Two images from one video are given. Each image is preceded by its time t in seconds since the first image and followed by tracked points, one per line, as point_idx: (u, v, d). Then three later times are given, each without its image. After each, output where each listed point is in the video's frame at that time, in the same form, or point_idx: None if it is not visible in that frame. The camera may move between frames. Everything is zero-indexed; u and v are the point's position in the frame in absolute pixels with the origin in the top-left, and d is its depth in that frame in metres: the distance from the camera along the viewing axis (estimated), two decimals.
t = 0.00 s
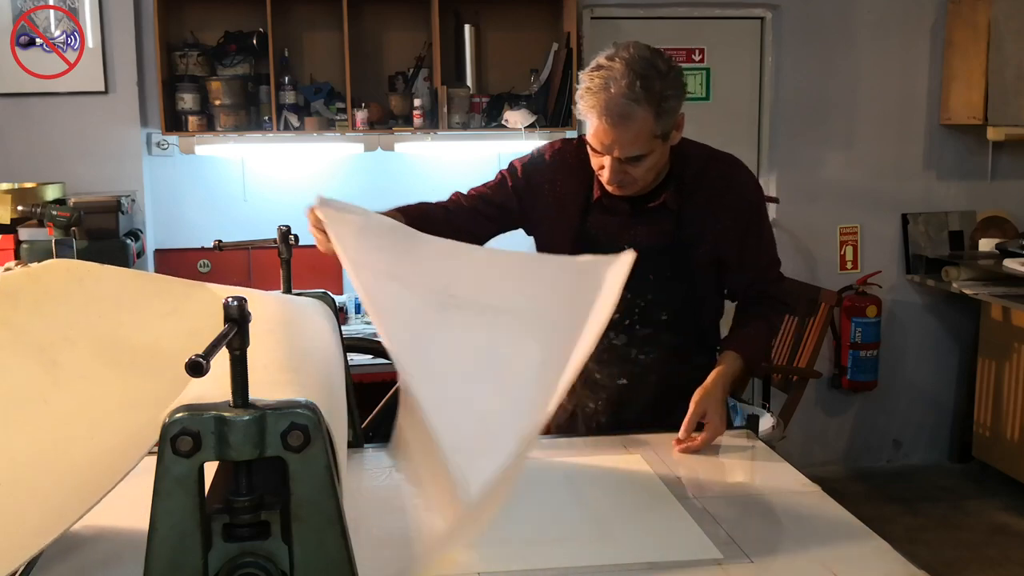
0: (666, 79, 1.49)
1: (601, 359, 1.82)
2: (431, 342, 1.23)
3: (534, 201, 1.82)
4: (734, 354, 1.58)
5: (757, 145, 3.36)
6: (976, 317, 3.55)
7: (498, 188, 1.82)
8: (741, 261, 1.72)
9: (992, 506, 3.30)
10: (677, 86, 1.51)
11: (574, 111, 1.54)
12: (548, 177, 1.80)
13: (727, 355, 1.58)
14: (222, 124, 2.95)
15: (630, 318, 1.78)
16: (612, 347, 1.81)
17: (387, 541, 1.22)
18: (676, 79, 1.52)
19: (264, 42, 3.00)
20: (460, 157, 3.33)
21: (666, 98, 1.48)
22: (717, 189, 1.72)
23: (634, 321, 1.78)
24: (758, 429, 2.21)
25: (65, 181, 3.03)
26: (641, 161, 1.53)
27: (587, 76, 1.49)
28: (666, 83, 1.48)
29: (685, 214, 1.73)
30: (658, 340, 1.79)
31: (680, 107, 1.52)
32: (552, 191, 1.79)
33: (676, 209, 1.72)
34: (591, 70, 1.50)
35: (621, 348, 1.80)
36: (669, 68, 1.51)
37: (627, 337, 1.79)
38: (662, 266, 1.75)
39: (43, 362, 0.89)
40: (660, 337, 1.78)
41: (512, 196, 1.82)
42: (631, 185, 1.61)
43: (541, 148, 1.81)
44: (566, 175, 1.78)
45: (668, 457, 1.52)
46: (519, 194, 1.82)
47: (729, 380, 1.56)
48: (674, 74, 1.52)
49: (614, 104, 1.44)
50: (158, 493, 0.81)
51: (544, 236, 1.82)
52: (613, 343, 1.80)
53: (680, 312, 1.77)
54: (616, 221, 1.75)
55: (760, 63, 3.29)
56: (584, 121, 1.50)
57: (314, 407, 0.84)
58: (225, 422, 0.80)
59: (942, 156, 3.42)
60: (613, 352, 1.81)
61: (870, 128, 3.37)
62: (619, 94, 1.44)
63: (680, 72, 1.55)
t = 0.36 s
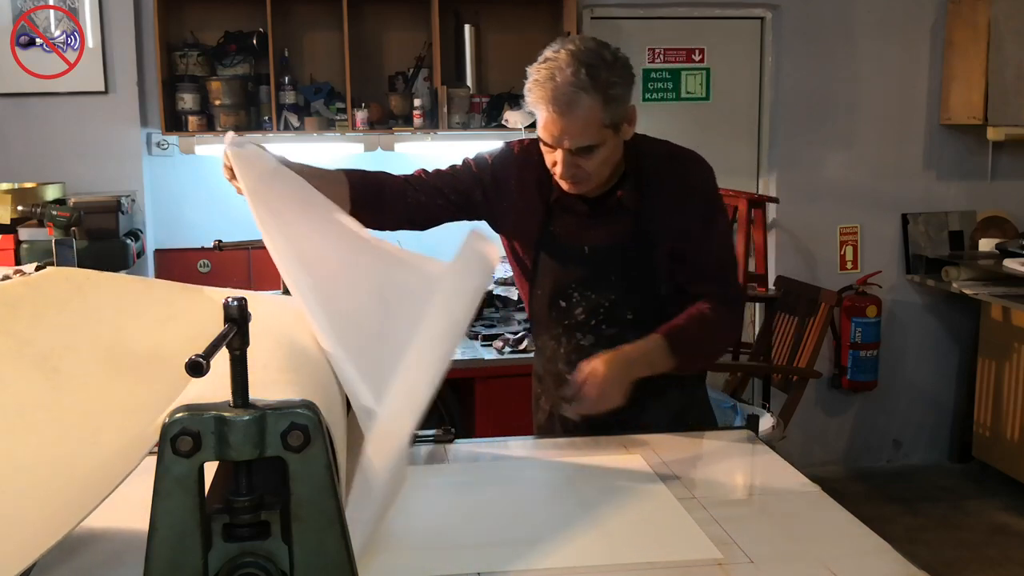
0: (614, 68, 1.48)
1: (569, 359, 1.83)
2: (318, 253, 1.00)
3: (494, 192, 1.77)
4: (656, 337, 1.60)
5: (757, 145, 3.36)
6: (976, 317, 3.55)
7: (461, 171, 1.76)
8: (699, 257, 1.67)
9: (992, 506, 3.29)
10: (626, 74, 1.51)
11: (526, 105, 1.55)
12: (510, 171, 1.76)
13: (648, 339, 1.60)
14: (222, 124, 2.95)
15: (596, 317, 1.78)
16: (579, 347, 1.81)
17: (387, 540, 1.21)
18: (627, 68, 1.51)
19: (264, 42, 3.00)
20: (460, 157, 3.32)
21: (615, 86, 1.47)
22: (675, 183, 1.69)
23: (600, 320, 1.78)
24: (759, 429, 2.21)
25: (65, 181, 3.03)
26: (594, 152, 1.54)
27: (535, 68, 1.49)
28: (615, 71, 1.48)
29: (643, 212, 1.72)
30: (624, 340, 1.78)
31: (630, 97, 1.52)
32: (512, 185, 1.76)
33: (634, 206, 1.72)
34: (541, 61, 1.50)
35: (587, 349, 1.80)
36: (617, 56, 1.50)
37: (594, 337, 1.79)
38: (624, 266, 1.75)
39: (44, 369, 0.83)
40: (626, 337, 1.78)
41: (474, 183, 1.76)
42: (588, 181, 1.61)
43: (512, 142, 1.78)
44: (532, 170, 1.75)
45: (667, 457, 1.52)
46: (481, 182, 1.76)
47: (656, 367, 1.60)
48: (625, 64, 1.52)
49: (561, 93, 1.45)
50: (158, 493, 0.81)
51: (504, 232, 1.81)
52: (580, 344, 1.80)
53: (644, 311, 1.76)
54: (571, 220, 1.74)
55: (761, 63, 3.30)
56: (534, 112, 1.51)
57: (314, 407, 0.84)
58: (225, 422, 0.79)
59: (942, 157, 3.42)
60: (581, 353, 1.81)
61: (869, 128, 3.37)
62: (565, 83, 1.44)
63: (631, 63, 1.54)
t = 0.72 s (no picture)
0: (551, 57, 1.43)
1: (536, 359, 1.85)
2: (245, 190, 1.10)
3: (464, 188, 1.76)
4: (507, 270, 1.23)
5: (757, 145, 3.36)
6: (975, 317, 3.55)
7: (433, 167, 1.76)
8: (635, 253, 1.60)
9: (993, 506, 3.29)
10: (565, 65, 1.46)
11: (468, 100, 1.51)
12: (478, 168, 1.75)
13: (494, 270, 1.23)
14: (222, 124, 2.95)
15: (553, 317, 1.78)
16: (542, 346, 1.82)
17: (385, 539, 1.21)
18: (568, 61, 1.47)
19: (264, 42, 3.00)
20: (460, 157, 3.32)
21: (550, 74, 1.42)
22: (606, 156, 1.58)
23: (558, 321, 1.78)
24: (759, 428, 2.21)
25: (65, 181, 3.03)
26: (535, 144, 1.48)
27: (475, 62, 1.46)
28: (554, 61, 1.44)
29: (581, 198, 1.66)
30: (583, 340, 1.77)
31: (569, 88, 1.47)
32: (480, 182, 1.75)
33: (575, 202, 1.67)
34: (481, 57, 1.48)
35: (550, 348, 1.81)
36: (556, 47, 1.46)
37: (554, 337, 1.79)
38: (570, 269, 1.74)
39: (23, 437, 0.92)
40: (585, 337, 1.77)
41: (445, 180, 1.75)
42: (532, 178, 1.55)
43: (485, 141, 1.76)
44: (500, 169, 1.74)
45: (667, 457, 1.52)
46: (452, 179, 1.75)
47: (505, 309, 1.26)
48: (566, 57, 1.48)
49: (495, 82, 1.41)
50: (158, 493, 0.81)
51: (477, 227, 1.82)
52: (543, 343, 1.81)
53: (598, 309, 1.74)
54: (525, 223, 1.74)
55: (761, 62, 3.30)
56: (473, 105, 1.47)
57: (315, 408, 0.84)
58: (225, 422, 0.80)
59: (942, 157, 3.42)
60: (545, 352, 1.82)
61: (869, 128, 3.37)
62: (499, 73, 1.41)
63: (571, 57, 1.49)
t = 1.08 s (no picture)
0: (529, 60, 1.44)
1: (528, 359, 1.85)
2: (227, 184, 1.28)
3: (457, 189, 1.76)
4: (487, 231, 1.29)
5: (757, 145, 3.36)
6: (975, 317, 3.55)
7: (428, 168, 1.76)
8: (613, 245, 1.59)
9: (993, 506, 3.29)
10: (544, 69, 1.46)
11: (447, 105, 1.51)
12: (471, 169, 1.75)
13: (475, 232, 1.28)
14: (222, 124, 2.95)
15: (539, 319, 1.77)
16: (532, 346, 1.82)
17: (384, 540, 1.21)
18: (546, 66, 1.49)
19: (264, 42, 3.00)
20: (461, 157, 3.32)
21: (529, 77, 1.43)
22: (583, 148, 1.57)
23: (544, 323, 1.77)
24: (759, 429, 2.21)
25: (65, 181, 3.03)
26: (515, 146, 1.47)
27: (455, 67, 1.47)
28: (532, 64, 1.45)
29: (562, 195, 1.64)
30: (571, 340, 1.77)
31: (548, 92, 1.48)
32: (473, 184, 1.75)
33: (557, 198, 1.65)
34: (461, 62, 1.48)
35: (540, 349, 1.80)
36: (535, 52, 1.47)
37: (542, 338, 1.79)
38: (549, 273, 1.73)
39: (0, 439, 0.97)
40: (571, 337, 1.77)
41: (440, 181, 1.75)
42: (511, 183, 1.54)
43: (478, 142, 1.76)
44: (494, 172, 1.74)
45: (667, 457, 1.52)
46: (446, 180, 1.75)
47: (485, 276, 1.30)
48: (545, 62, 1.49)
49: (474, 82, 1.41)
50: (158, 493, 0.81)
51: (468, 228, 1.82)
52: (532, 344, 1.81)
53: (585, 309, 1.74)
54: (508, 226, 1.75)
55: (761, 62, 3.30)
56: (452, 107, 1.47)
57: (315, 408, 0.84)
58: (225, 422, 0.80)
59: (942, 157, 3.42)
60: (535, 353, 1.82)
61: (869, 128, 3.37)
62: (477, 73, 1.42)
63: (551, 63, 1.50)
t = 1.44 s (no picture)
0: (529, 62, 1.45)
1: (529, 359, 1.85)
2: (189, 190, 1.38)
3: (455, 191, 1.76)
4: (478, 242, 1.29)
5: (757, 145, 3.36)
6: (975, 317, 3.56)
7: (424, 171, 1.76)
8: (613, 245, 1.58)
9: (993, 506, 3.29)
10: (543, 72, 1.47)
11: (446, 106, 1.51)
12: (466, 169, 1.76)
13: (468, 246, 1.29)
14: (223, 124, 2.95)
15: (540, 320, 1.77)
16: (533, 346, 1.82)
17: (385, 541, 1.21)
18: (546, 69, 1.49)
19: (264, 42, 3.00)
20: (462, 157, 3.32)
21: (528, 78, 1.44)
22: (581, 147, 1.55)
23: (544, 323, 1.77)
24: (759, 429, 2.21)
25: (65, 181, 3.03)
26: (513, 147, 1.47)
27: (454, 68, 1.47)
28: (533, 66, 1.45)
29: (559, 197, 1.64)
30: (572, 340, 1.77)
31: (547, 94, 1.48)
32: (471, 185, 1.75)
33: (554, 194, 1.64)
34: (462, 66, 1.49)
35: (541, 348, 1.80)
36: (534, 54, 1.47)
37: (543, 338, 1.79)
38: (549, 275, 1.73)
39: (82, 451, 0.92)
40: (572, 338, 1.77)
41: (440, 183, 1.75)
42: (510, 186, 1.54)
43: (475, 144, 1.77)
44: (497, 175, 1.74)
45: (667, 457, 1.52)
46: (444, 182, 1.75)
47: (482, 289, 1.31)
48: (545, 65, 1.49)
49: (474, 83, 1.41)
50: (158, 493, 0.81)
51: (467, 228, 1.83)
52: (533, 344, 1.81)
53: (586, 310, 1.74)
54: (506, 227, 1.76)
55: (761, 62, 3.30)
56: (451, 108, 1.47)
57: (315, 407, 0.84)
58: (225, 422, 0.80)
59: (942, 157, 3.42)
60: (536, 354, 1.82)
61: (869, 128, 3.37)
62: (477, 73, 1.41)
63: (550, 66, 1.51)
